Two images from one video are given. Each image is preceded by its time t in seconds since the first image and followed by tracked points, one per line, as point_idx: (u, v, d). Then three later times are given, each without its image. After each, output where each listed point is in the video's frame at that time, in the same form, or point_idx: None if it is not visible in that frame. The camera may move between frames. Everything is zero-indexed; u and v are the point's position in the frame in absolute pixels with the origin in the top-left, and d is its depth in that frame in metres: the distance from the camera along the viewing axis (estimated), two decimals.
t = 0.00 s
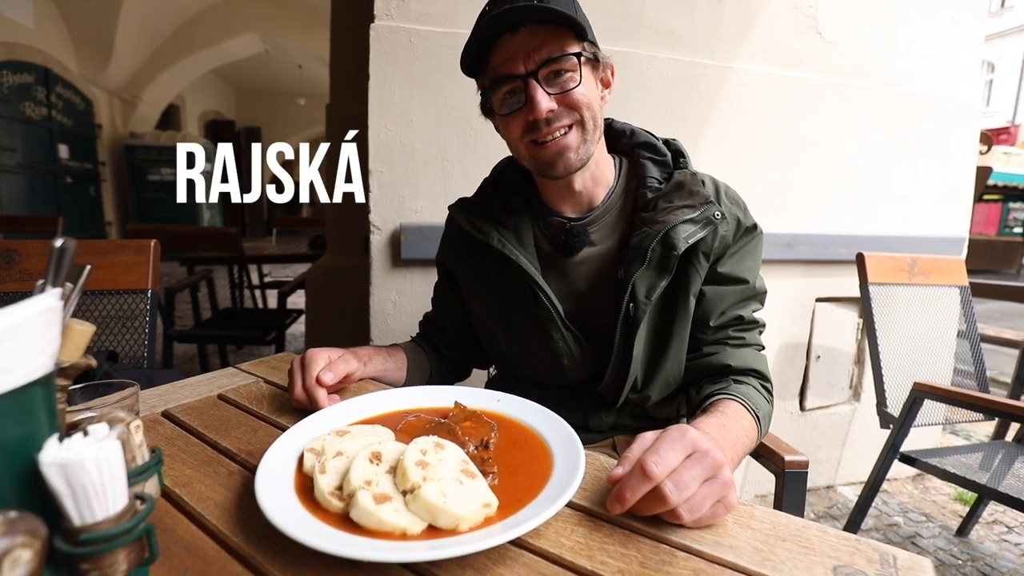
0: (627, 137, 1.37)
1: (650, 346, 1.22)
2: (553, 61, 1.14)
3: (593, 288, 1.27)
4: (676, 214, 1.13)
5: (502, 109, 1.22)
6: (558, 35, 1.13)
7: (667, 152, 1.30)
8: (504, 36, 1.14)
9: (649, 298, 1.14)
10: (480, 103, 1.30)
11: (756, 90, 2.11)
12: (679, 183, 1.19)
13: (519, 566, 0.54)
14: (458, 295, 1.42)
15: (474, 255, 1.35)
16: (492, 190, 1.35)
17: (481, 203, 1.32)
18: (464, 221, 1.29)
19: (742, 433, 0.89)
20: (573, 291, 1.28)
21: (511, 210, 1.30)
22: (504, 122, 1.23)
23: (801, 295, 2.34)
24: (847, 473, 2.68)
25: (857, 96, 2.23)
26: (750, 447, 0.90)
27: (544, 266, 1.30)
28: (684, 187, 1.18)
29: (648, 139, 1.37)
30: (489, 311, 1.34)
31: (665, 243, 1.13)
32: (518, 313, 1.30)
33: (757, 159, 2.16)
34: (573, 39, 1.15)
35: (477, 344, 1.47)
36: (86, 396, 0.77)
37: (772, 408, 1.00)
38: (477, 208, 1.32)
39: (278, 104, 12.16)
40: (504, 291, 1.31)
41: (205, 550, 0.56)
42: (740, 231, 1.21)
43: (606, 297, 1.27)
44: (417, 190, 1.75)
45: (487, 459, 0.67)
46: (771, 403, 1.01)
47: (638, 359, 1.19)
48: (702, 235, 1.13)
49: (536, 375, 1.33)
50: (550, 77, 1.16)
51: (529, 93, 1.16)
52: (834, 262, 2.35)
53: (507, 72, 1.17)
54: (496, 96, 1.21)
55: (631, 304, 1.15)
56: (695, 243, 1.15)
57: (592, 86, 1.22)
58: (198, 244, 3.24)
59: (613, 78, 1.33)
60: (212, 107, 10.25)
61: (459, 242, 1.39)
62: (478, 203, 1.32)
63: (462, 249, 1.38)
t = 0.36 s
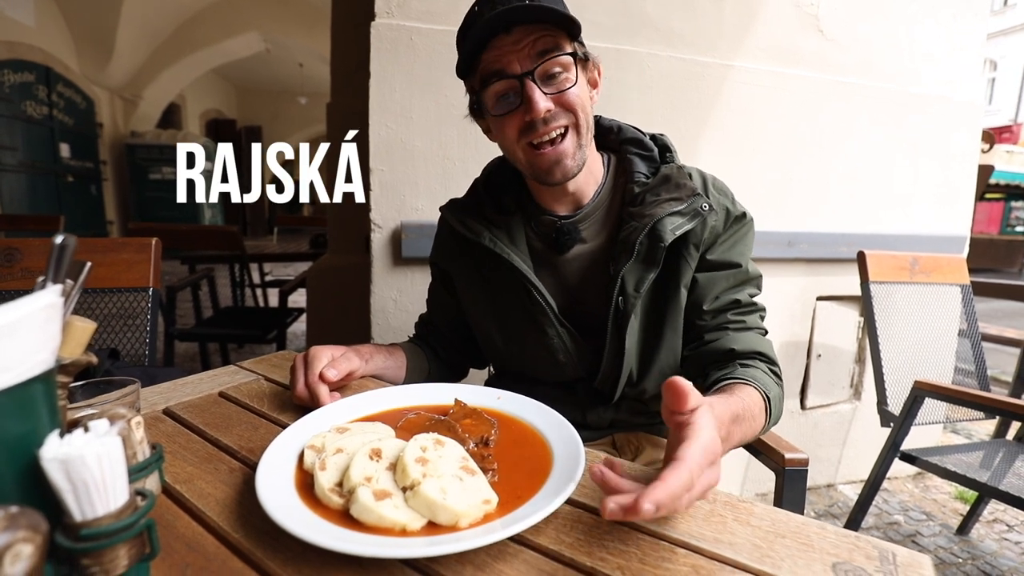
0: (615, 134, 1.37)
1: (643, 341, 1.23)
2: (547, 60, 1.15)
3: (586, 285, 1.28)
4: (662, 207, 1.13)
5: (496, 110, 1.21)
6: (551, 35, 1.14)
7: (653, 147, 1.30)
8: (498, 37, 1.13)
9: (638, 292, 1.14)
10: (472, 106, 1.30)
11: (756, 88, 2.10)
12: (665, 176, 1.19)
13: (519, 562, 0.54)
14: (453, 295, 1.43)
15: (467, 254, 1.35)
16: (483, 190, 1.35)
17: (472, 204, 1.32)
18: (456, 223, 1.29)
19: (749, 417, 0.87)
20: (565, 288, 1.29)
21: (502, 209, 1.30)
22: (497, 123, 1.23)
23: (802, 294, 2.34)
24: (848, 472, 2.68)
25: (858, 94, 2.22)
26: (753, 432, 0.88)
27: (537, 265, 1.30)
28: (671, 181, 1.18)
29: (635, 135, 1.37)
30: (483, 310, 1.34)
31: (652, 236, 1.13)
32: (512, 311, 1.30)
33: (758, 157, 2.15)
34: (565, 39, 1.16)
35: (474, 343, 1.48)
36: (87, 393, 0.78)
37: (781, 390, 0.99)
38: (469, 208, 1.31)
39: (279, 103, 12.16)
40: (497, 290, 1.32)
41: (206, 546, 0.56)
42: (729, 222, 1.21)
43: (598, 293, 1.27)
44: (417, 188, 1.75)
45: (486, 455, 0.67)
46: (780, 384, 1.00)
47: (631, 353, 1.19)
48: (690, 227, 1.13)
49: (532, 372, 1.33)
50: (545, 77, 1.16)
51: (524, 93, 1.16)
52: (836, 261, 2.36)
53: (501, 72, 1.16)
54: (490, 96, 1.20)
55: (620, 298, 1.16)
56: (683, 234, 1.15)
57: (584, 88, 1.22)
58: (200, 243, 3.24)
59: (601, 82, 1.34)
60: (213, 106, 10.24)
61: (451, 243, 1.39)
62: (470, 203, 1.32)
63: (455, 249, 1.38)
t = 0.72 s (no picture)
0: (616, 134, 1.37)
1: (641, 341, 1.24)
2: (537, 77, 1.13)
3: (584, 286, 1.28)
4: (662, 209, 1.13)
5: (487, 124, 1.21)
6: (542, 49, 1.11)
7: (655, 148, 1.29)
8: (488, 52, 1.10)
9: (634, 295, 1.15)
10: (465, 114, 1.29)
11: (757, 89, 2.10)
12: (665, 178, 1.19)
13: (518, 560, 0.54)
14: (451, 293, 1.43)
15: (466, 255, 1.35)
16: (483, 189, 1.34)
17: (472, 204, 1.32)
18: (455, 223, 1.29)
19: (756, 410, 0.84)
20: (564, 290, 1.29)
21: (501, 211, 1.30)
22: (489, 137, 1.23)
23: (802, 294, 2.34)
24: (847, 471, 2.69)
25: (858, 94, 2.22)
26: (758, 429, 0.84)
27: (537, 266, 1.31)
28: (671, 183, 1.18)
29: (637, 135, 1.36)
30: (483, 310, 1.35)
31: (651, 238, 1.14)
32: (511, 311, 1.31)
33: (758, 157, 2.15)
34: (558, 53, 1.13)
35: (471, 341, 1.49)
36: (89, 390, 0.78)
37: (793, 387, 0.94)
38: (469, 208, 1.32)
39: (280, 102, 12.16)
40: (495, 291, 1.32)
41: (206, 543, 0.56)
42: (730, 222, 1.21)
43: (597, 294, 1.28)
44: (417, 188, 1.75)
45: (485, 454, 0.67)
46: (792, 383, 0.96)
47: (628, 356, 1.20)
48: (689, 230, 1.13)
49: (531, 372, 1.34)
50: (535, 93, 1.15)
51: (514, 109, 1.15)
52: (836, 261, 2.36)
53: (491, 86, 1.15)
54: (482, 110, 1.19)
55: (617, 301, 1.16)
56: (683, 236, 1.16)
57: (578, 99, 1.21)
58: (201, 242, 3.25)
59: (600, 85, 1.33)
60: (213, 105, 10.24)
61: (450, 243, 1.39)
62: (468, 203, 1.32)
63: (454, 249, 1.38)
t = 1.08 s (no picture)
0: (618, 129, 1.39)
1: (631, 335, 1.27)
2: (543, 73, 1.15)
3: (576, 283, 1.31)
4: (649, 209, 1.13)
5: (490, 116, 1.23)
6: (550, 45, 1.13)
7: (653, 146, 1.30)
8: (495, 44, 1.12)
9: (617, 296, 1.16)
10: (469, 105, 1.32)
11: (754, 86, 2.12)
12: (657, 177, 1.19)
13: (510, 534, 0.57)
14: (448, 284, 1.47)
15: (465, 246, 1.39)
16: (487, 177, 1.38)
17: (473, 193, 1.35)
18: (455, 211, 1.32)
19: (722, 436, 0.72)
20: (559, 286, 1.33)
21: (506, 202, 1.33)
22: (491, 129, 1.25)
23: (799, 290, 2.36)
24: (844, 465, 2.71)
25: (855, 91, 2.24)
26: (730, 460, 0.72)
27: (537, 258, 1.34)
28: (662, 181, 1.18)
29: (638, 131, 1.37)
30: (482, 302, 1.38)
31: (635, 236, 1.13)
32: (507, 305, 1.34)
33: (755, 154, 2.18)
34: (566, 50, 1.15)
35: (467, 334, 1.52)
36: (101, 378, 0.81)
37: (779, 389, 0.85)
38: (470, 200, 1.34)
39: (282, 98, 12.18)
40: (493, 284, 1.35)
41: (216, 519, 0.59)
42: (720, 223, 1.18)
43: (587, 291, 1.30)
44: (417, 184, 1.78)
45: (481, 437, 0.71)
46: (777, 384, 0.86)
47: (614, 354, 1.23)
48: (677, 230, 1.12)
49: (525, 365, 1.38)
50: (540, 89, 1.17)
51: (518, 103, 1.17)
52: (832, 257, 2.38)
53: (497, 79, 1.17)
54: (485, 102, 1.21)
55: (601, 303, 1.18)
56: (671, 236, 1.15)
57: (584, 98, 1.22)
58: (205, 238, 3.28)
59: (608, 85, 1.33)
60: (216, 102, 10.26)
61: (451, 232, 1.41)
62: (469, 193, 1.35)
63: (454, 240, 1.40)
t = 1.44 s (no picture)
0: (597, 126, 1.45)
1: (613, 330, 1.35)
2: (529, 77, 1.22)
3: (559, 281, 1.39)
4: (627, 211, 1.19)
5: (477, 118, 1.30)
6: (536, 50, 1.20)
7: (630, 146, 1.36)
8: (483, 47, 1.18)
9: (598, 298, 1.23)
10: (453, 106, 1.39)
11: (750, 84, 2.18)
12: (634, 178, 1.24)
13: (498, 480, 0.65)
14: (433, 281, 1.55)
15: (447, 249, 1.45)
16: (468, 182, 1.44)
17: (452, 199, 1.42)
18: (439, 218, 1.38)
19: (692, 422, 0.76)
20: (543, 285, 1.40)
21: (486, 206, 1.40)
22: (476, 131, 1.32)
23: (794, 283, 2.43)
24: (838, 457, 2.78)
25: (850, 88, 2.29)
26: (703, 441, 0.76)
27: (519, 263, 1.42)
28: (639, 183, 1.23)
29: (615, 129, 1.43)
30: (470, 299, 1.47)
31: (615, 238, 1.19)
32: (494, 304, 1.42)
33: (751, 150, 2.24)
34: (550, 55, 1.22)
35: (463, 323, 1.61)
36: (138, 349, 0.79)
37: (742, 382, 0.90)
38: (451, 203, 1.42)
39: (291, 95, 12.29)
40: (478, 285, 1.43)
41: (240, 464, 0.67)
42: (694, 220, 1.24)
43: (570, 288, 1.37)
44: (422, 177, 1.86)
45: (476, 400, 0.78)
46: (740, 377, 0.91)
47: (598, 350, 1.30)
48: (653, 231, 1.18)
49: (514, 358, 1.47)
50: (527, 92, 1.24)
51: (506, 105, 1.24)
52: (827, 252, 2.44)
53: (486, 81, 1.23)
54: (472, 103, 1.28)
55: (583, 305, 1.24)
56: (648, 236, 1.21)
57: (566, 102, 1.30)
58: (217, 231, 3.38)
59: (587, 89, 1.42)
60: (225, 98, 10.38)
61: (432, 236, 1.47)
62: (450, 199, 1.42)
63: (437, 242, 1.47)
